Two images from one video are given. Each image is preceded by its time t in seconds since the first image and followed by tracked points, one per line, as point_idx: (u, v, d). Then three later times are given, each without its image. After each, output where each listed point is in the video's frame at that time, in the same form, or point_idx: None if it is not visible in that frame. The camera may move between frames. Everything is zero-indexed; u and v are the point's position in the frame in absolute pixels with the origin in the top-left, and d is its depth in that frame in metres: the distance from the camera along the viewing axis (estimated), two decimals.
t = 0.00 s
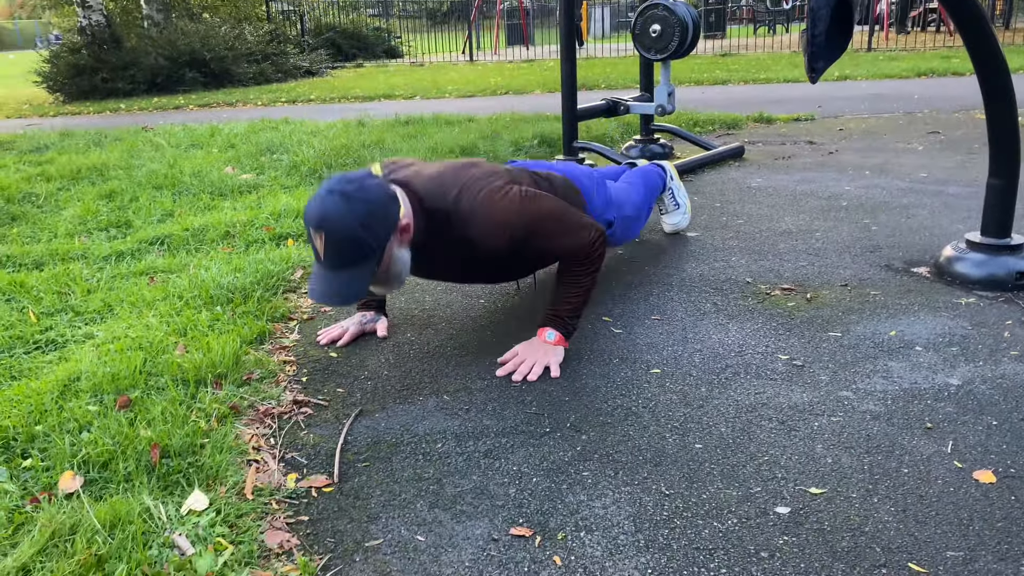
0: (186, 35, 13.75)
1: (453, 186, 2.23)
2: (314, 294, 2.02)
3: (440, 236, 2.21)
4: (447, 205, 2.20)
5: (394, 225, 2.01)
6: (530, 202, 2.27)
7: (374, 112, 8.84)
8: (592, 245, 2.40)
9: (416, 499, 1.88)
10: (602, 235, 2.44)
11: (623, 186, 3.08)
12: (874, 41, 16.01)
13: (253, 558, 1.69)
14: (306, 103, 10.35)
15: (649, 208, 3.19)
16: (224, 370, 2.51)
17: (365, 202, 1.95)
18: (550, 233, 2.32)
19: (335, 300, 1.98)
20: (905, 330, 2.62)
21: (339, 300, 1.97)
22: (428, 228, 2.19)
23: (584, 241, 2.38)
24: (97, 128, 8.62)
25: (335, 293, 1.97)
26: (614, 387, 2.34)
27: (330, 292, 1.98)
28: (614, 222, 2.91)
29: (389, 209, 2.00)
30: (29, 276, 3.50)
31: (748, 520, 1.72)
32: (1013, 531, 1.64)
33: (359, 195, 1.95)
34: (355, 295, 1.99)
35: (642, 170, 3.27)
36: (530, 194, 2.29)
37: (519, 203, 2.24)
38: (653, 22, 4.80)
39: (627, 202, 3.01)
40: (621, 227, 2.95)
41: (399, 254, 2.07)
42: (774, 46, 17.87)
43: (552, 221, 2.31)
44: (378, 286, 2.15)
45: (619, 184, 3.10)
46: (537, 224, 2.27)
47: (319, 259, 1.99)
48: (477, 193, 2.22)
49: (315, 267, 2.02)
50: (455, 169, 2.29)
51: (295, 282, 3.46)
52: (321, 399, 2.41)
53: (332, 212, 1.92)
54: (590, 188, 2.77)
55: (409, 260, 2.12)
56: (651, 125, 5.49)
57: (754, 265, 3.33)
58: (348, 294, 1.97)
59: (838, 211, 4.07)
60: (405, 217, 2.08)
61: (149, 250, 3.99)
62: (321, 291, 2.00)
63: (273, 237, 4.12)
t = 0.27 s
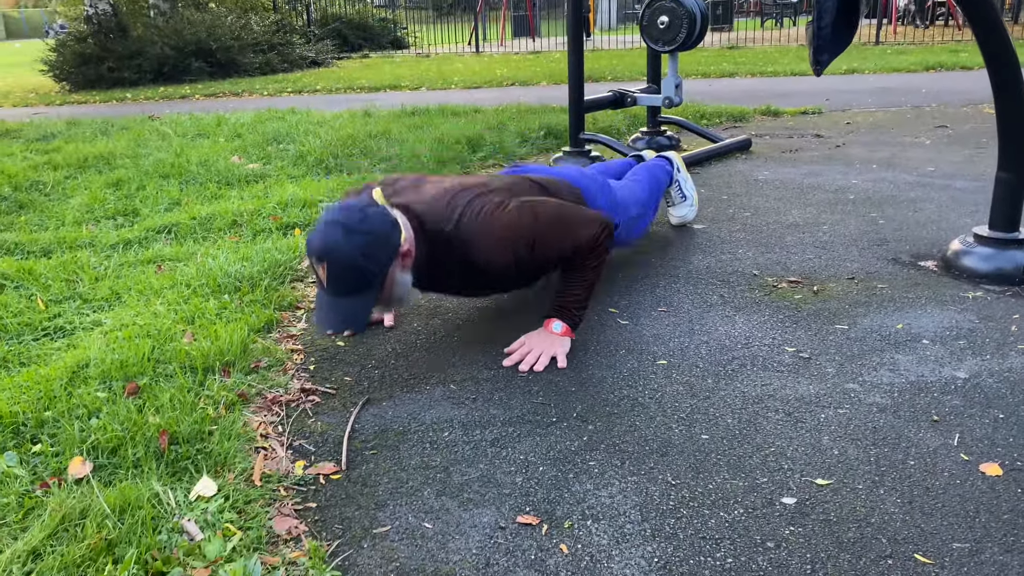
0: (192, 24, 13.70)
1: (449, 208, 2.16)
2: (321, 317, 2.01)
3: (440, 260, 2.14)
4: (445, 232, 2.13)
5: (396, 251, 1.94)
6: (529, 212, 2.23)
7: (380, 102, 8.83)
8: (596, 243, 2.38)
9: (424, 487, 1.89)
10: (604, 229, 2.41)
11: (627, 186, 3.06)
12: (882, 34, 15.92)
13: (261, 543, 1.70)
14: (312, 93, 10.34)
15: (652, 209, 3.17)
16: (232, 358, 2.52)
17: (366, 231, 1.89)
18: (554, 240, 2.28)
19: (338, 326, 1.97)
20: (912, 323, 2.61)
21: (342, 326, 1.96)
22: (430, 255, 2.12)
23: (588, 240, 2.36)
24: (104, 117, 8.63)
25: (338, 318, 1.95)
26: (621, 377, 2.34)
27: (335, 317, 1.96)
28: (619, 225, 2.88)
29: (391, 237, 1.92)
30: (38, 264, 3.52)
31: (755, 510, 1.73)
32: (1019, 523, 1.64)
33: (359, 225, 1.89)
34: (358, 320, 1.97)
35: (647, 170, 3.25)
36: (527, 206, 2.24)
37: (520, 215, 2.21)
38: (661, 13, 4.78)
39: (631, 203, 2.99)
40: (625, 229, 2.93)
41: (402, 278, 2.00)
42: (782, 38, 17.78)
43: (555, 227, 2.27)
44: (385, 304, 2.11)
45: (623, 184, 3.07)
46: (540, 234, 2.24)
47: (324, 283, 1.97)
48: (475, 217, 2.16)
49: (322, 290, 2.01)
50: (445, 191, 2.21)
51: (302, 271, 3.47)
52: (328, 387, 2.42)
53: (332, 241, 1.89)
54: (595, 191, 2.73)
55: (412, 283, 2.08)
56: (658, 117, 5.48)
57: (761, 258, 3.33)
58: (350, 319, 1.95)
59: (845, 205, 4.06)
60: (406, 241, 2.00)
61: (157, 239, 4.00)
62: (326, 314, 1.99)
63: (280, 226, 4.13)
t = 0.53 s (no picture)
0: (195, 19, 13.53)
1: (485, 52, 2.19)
2: (320, 105, 1.97)
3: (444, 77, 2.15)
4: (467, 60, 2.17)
5: (406, 36, 1.99)
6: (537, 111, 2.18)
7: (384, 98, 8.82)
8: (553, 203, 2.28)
9: (426, 480, 1.89)
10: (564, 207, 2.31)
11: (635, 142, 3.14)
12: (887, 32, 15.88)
13: (264, 535, 1.71)
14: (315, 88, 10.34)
15: (658, 172, 3.21)
16: (236, 351, 2.53)
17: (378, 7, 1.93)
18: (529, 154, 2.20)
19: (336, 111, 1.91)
20: (916, 320, 2.61)
21: (343, 111, 1.90)
22: (438, 70, 2.14)
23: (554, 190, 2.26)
24: (107, 110, 8.64)
25: (340, 102, 1.90)
26: (624, 373, 2.35)
27: (334, 104, 1.92)
28: (626, 156, 2.92)
29: (402, 20, 1.98)
30: (41, 256, 3.52)
31: (757, 506, 1.73)
32: (1022, 520, 1.64)
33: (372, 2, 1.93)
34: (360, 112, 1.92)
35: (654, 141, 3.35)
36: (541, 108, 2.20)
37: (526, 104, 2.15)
38: (665, 9, 4.76)
39: (638, 149, 3.05)
40: (631, 166, 2.96)
41: (409, 73, 2.04)
42: (786, 36, 17.73)
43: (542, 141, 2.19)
44: (384, 113, 2.10)
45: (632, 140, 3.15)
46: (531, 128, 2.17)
47: (327, 67, 1.94)
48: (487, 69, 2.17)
49: (324, 78, 1.97)
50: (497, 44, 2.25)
51: (305, 265, 3.47)
52: (331, 381, 2.42)
53: (343, 12, 1.89)
54: (606, 117, 2.78)
55: (416, 91, 2.09)
56: (662, 114, 5.47)
57: (764, 254, 3.33)
58: (354, 103, 1.89)
59: (848, 202, 4.06)
60: (417, 39, 2.06)
61: (160, 232, 4.00)
62: (328, 99, 1.94)
63: (283, 220, 4.13)
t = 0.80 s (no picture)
0: (199, 17, 13.54)
1: (472, 130, 2.22)
2: (322, 212, 1.97)
3: (449, 175, 2.19)
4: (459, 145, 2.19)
5: (407, 143, 1.98)
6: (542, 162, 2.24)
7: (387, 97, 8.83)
8: (601, 224, 2.37)
9: (428, 480, 1.89)
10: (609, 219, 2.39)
11: (637, 159, 3.10)
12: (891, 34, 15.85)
13: (265, 534, 1.71)
14: (319, 87, 10.35)
15: (663, 185, 3.19)
16: (238, 350, 2.53)
17: (379, 117, 1.93)
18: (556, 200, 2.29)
19: (339, 216, 1.92)
20: (918, 322, 2.61)
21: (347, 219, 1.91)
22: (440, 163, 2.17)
23: (590, 218, 2.35)
24: (111, 109, 8.65)
25: (342, 210, 1.91)
26: (625, 373, 2.35)
27: (337, 212, 1.93)
28: (626, 187, 2.92)
29: (402, 128, 1.97)
30: (45, 254, 3.53)
31: (758, 507, 1.73)
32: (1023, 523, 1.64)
33: (373, 110, 1.93)
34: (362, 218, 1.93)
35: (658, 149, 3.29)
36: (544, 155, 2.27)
37: (532, 161, 2.21)
38: (669, 10, 4.77)
39: (640, 172, 3.03)
40: (633, 193, 2.96)
41: (410, 177, 2.03)
42: (789, 37, 17.71)
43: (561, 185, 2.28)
44: (387, 214, 2.10)
45: (634, 158, 3.12)
46: (546, 181, 2.25)
47: (329, 174, 1.95)
48: (489, 142, 2.21)
49: (326, 185, 1.98)
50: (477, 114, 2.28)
51: (308, 265, 3.48)
52: (333, 380, 2.43)
53: (345, 124, 1.89)
54: (602, 150, 2.77)
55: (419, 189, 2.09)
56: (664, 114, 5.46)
57: (766, 255, 3.32)
58: (356, 209, 1.90)
59: (851, 203, 4.05)
60: (417, 141, 2.06)
61: (163, 230, 4.01)
62: (330, 205, 1.95)
63: (286, 219, 4.14)
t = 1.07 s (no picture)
0: (204, 22, 13.64)
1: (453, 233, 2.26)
2: (334, 352, 2.07)
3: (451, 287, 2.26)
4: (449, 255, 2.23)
5: (411, 289, 2.00)
6: (528, 231, 2.27)
7: (391, 102, 8.85)
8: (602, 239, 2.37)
9: (429, 485, 1.90)
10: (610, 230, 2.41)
11: (634, 194, 3.08)
12: (894, 40, 15.85)
13: (267, 538, 1.71)
14: (323, 92, 10.39)
15: (660, 212, 3.19)
16: (241, 354, 2.54)
17: (382, 268, 1.94)
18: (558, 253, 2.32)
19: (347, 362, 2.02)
20: (920, 329, 2.61)
21: (358, 363, 2.01)
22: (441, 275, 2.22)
23: (595, 239, 2.36)
24: (116, 113, 8.70)
25: (352, 354, 2.00)
26: (627, 379, 2.35)
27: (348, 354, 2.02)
28: (626, 235, 2.92)
29: (406, 274, 1.99)
30: (49, 258, 3.55)
31: (759, 514, 1.73)
32: None
33: (376, 264, 1.94)
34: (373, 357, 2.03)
35: (654, 173, 3.24)
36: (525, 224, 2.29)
37: (520, 237, 2.25)
38: (672, 16, 4.78)
39: (639, 211, 3.03)
40: (632, 238, 2.97)
41: (414, 314, 2.07)
42: (792, 43, 17.73)
43: (557, 237, 2.30)
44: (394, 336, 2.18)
45: (630, 192, 3.09)
46: (541, 246, 2.28)
47: (338, 318, 2.02)
48: (479, 241, 2.24)
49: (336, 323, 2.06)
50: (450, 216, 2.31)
51: (311, 269, 3.49)
52: (335, 385, 2.43)
53: (348, 281, 1.93)
54: (601, 205, 2.77)
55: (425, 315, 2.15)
56: (667, 120, 5.48)
57: (768, 262, 3.33)
58: (365, 354, 2.01)
59: (854, 210, 4.05)
60: (420, 277, 2.06)
61: (166, 235, 4.03)
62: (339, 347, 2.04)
63: (289, 224, 4.15)
